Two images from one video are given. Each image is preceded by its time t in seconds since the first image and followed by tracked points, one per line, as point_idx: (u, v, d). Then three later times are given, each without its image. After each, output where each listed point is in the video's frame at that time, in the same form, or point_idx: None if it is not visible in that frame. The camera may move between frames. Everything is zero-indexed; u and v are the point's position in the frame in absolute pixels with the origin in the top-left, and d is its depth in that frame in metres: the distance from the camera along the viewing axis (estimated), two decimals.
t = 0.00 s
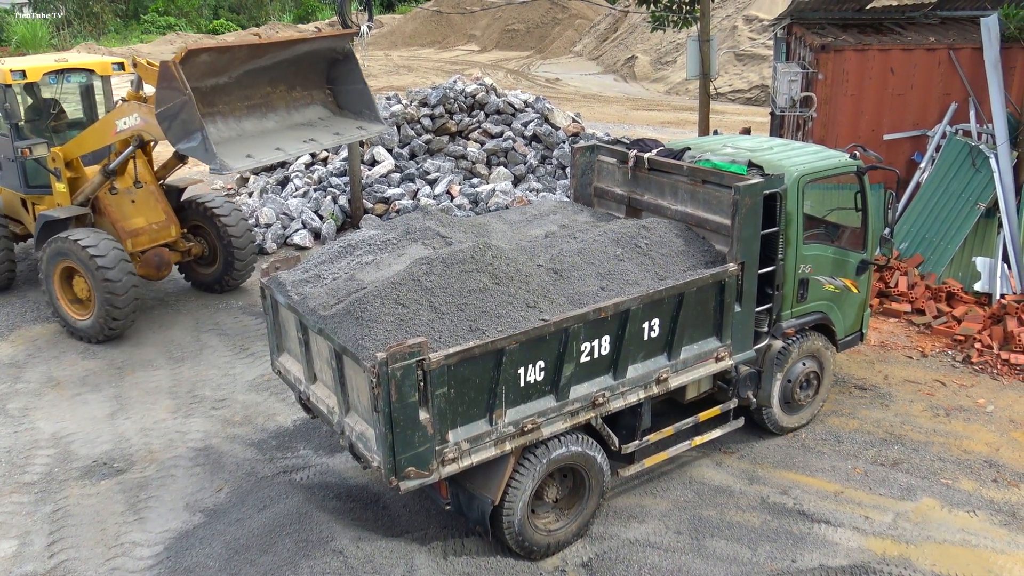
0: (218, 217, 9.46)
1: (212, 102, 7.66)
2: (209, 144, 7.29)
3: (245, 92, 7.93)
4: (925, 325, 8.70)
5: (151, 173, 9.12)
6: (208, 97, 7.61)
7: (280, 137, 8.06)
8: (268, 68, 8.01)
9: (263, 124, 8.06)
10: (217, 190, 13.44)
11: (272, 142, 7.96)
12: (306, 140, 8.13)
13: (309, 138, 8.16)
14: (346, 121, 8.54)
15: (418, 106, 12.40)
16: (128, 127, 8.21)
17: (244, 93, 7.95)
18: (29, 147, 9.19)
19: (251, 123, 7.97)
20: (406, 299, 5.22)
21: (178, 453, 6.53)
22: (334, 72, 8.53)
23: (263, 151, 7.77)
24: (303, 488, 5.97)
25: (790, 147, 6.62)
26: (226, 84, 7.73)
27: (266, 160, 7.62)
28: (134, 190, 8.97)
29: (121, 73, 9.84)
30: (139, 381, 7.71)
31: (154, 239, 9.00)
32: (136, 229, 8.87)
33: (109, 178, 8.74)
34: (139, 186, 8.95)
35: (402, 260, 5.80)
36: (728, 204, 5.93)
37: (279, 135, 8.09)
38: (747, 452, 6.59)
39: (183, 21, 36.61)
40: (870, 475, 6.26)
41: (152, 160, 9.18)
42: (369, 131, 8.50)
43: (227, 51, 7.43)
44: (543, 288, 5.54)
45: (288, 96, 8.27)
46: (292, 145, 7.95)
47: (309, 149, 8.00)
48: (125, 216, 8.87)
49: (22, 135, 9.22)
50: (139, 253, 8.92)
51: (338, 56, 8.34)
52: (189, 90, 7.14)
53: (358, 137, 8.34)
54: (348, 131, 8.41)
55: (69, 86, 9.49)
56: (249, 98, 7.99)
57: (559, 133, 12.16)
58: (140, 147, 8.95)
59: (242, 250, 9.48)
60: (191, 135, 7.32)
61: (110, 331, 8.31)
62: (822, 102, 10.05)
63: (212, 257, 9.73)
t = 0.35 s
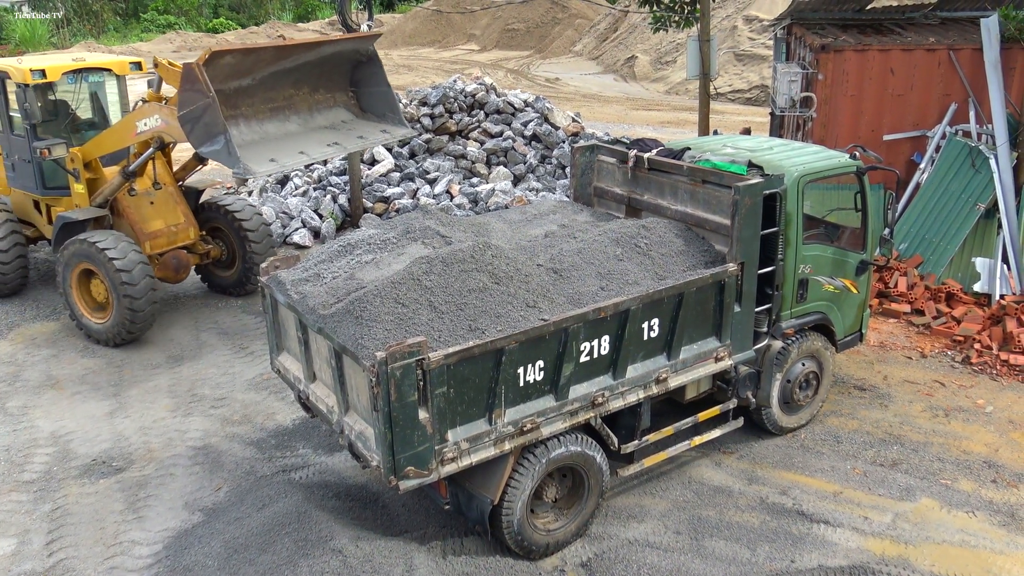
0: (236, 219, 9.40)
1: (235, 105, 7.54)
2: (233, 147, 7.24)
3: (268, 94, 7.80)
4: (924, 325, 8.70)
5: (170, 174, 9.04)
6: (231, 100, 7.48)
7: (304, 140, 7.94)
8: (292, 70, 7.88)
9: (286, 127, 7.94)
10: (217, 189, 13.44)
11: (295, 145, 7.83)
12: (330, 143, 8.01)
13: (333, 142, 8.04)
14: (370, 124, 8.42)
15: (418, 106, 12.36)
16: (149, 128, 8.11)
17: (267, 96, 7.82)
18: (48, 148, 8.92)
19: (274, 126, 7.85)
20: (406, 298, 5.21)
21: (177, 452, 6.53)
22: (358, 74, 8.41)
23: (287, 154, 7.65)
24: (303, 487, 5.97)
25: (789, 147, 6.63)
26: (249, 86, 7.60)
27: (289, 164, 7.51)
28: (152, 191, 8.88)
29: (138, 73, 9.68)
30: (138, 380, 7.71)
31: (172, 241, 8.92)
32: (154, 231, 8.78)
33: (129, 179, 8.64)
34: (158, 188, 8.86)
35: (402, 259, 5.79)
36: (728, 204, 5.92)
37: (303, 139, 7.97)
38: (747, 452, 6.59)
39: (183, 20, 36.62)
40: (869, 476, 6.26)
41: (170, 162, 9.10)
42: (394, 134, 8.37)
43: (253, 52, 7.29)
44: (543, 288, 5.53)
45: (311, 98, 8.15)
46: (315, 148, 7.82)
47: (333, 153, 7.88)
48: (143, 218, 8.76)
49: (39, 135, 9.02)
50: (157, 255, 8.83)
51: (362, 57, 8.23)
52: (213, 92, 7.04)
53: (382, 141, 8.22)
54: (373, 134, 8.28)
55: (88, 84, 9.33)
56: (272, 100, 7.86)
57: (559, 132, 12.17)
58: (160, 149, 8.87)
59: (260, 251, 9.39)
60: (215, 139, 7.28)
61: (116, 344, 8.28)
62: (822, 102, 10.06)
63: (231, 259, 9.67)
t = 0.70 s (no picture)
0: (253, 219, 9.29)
1: (249, 106, 7.54)
2: (244, 150, 7.11)
3: (284, 95, 7.81)
4: (926, 326, 8.69)
5: (187, 175, 8.91)
6: (245, 101, 7.48)
7: (320, 142, 7.96)
8: (308, 72, 7.90)
9: (302, 128, 7.96)
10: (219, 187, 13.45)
11: (311, 148, 7.84)
12: (346, 146, 8.02)
13: (348, 144, 8.05)
14: (386, 126, 8.44)
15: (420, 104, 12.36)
16: (164, 129, 8.01)
17: (283, 96, 7.83)
18: (64, 148, 8.90)
19: (289, 127, 7.87)
20: (407, 298, 5.21)
21: (179, 450, 6.53)
22: (376, 75, 8.44)
23: (301, 156, 7.66)
24: (304, 486, 5.97)
25: (791, 148, 6.63)
26: (264, 87, 7.60)
27: (303, 167, 7.49)
28: (169, 192, 8.77)
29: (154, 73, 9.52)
30: (139, 378, 7.72)
31: (189, 243, 8.82)
32: (170, 232, 8.68)
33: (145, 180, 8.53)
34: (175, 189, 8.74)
35: (404, 258, 5.80)
36: (730, 205, 5.92)
37: (318, 141, 7.98)
38: (748, 453, 6.59)
39: (185, 18, 36.66)
40: (870, 476, 6.26)
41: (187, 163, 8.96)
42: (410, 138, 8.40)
43: (266, 52, 7.27)
44: (545, 288, 5.53)
45: (327, 99, 8.17)
46: (330, 151, 7.83)
47: (349, 156, 7.88)
48: (160, 219, 8.66)
49: (55, 135, 8.99)
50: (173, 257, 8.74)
51: (380, 58, 8.25)
52: (224, 94, 6.97)
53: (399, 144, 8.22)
54: (389, 136, 8.30)
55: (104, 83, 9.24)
56: (288, 102, 7.87)
57: (561, 132, 12.17)
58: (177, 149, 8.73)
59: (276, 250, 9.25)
60: (226, 143, 7.18)
61: (120, 348, 8.25)
62: (824, 103, 10.08)
63: (247, 262, 9.56)
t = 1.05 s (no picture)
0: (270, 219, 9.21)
1: (264, 108, 7.57)
2: (255, 153, 7.08)
3: (301, 97, 7.83)
4: (931, 327, 8.67)
5: (206, 175, 8.83)
6: (260, 103, 7.52)
7: (336, 146, 7.96)
8: (326, 74, 7.91)
9: (317, 130, 7.98)
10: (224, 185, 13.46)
11: (325, 151, 7.83)
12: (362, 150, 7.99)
13: (364, 148, 8.03)
14: (404, 130, 8.40)
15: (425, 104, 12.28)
16: (179, 130, 7.91)
17: (300, 98, 7.85)
18: (82, 147, 8.84)
19: (305, 129, 7.89)
20: (411, 296, 5.21)
21: (183, 448, 6.54)
22: (396, 78, 8.41)
23: (313, 158, 7.64)
24: (307, 484, 5.98)
25: (797, 148, 6.62)
26: (280, 89, 7.63)
27: (315, 171, 7.45)
28: (187, 192, 8.71)
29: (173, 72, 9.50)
30: (143, 375, 7.73)
31: (205, 244, 8.81)
32: (187, 234, 8.68)
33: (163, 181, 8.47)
34: (193, 189, 8.68)
35: (408, 257, 5.80)
36: (735, 205, 5.92)
37: (333, 144, 8.00)
38: (751, 453, 6.59)
39: (191, 16, 36.73)
40: (874, 478, 6.25)
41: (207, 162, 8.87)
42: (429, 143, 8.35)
43: (281, 54, 7.28)
44: (549, 288, 5.53)
45: (345, 101, 8.18)
46: (344, 155, 7.80)
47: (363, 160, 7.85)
48: (176, 220, 8.64)
49: (75, 134, 8.94)
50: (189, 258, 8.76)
51: (401, 60, 8.22)
52: (237, 95, 6.96)
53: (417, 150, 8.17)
54: (407, 141, 8.26)
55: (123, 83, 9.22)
56: (304, 103, 7.89)
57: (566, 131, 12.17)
58: (196, 149, 8.63)
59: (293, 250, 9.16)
60: (237, 145, 7.14)
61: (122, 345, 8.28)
62: (830, 103, 10.07)
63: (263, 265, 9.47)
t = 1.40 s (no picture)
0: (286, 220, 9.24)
1: (280, 111, 7.59)
2: (269, 159, 7.06)
3: (318, 100, 7.86)
4: (940, 329, 8.64)
5: (225, 177, 8.86)
6: (277, 105, 7.54)
7: (352, 151, 7.97)
8: (345, 77, 7.93)
9: (334, 134, 8.00)
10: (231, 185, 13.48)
11: (340, 158, 7.83)
12: (377, 157, 7.99)
13: (379, 156, 8.03)
14: (421, 137, 8.40)
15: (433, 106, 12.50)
16: (198, 131, 7.98)
17: (317, 101, 7.89)
18: (101, 147, 8.95)
19: (321, 133, 7.91)
20: (419, 296, 5.22)
21: (190, 446, 6.56)
22: (417, 81, 8.42)
23: (328, 166, 7.64)
24: (315, 483, 5.99)
25: (806, 149, 6.60)
26: (299, 92, 7.65)
27: (328, 180, 7.46)
28: (206, 194, 8.74)
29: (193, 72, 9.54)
30: (152, 374, 7.75)
31: (223, 246, 8.76)
32: (205, 235, 8.65)
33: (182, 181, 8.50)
34: (211, 190, 8.70)
35: (416, 257, 5.81)
36: (743, 206, 5.91)
37: (350, 148, 8.01)
38: (759, 454, 6.57)
39: (200, 16, 36.86)
40: (882, 480, 6.23)
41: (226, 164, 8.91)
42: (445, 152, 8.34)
43: (300, 59, 7.28)
44: (557, 288, 5.52)
45: (363, 105, 8.21)
46: (358, 163, 7.80)
47: (378, 169, 7.85)
48: (195, 221, 8.64)
49: (95, 135, 8.98)
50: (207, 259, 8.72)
51: (422, 65, 8.21)
52: (252, 100, 6.93)
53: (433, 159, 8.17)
54: (423, 149, 8.25)
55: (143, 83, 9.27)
56: (322, 107, 7.91)
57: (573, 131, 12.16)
58: (216, 150, 8.67)
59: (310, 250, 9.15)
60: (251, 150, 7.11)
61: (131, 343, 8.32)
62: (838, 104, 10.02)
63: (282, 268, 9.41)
